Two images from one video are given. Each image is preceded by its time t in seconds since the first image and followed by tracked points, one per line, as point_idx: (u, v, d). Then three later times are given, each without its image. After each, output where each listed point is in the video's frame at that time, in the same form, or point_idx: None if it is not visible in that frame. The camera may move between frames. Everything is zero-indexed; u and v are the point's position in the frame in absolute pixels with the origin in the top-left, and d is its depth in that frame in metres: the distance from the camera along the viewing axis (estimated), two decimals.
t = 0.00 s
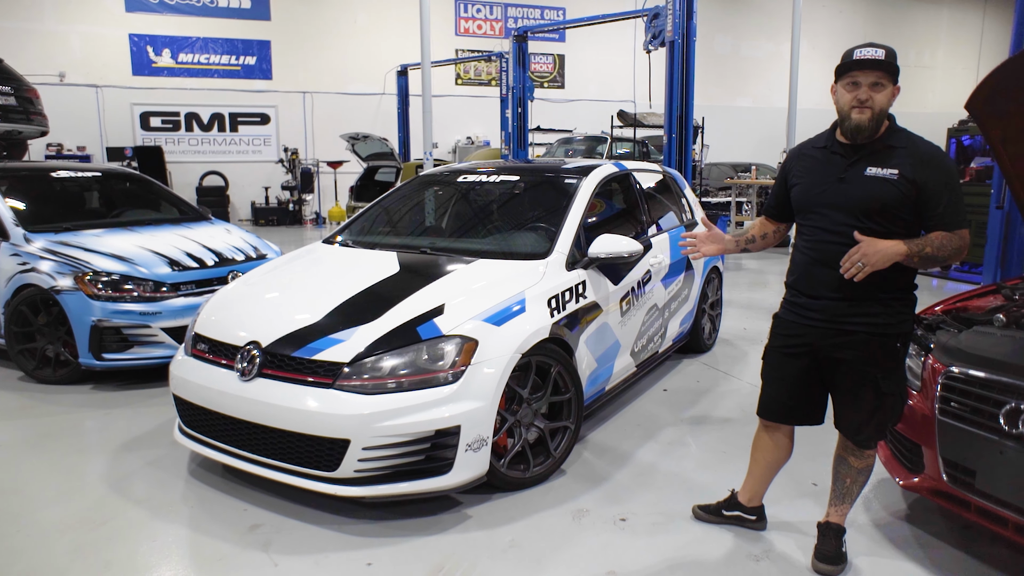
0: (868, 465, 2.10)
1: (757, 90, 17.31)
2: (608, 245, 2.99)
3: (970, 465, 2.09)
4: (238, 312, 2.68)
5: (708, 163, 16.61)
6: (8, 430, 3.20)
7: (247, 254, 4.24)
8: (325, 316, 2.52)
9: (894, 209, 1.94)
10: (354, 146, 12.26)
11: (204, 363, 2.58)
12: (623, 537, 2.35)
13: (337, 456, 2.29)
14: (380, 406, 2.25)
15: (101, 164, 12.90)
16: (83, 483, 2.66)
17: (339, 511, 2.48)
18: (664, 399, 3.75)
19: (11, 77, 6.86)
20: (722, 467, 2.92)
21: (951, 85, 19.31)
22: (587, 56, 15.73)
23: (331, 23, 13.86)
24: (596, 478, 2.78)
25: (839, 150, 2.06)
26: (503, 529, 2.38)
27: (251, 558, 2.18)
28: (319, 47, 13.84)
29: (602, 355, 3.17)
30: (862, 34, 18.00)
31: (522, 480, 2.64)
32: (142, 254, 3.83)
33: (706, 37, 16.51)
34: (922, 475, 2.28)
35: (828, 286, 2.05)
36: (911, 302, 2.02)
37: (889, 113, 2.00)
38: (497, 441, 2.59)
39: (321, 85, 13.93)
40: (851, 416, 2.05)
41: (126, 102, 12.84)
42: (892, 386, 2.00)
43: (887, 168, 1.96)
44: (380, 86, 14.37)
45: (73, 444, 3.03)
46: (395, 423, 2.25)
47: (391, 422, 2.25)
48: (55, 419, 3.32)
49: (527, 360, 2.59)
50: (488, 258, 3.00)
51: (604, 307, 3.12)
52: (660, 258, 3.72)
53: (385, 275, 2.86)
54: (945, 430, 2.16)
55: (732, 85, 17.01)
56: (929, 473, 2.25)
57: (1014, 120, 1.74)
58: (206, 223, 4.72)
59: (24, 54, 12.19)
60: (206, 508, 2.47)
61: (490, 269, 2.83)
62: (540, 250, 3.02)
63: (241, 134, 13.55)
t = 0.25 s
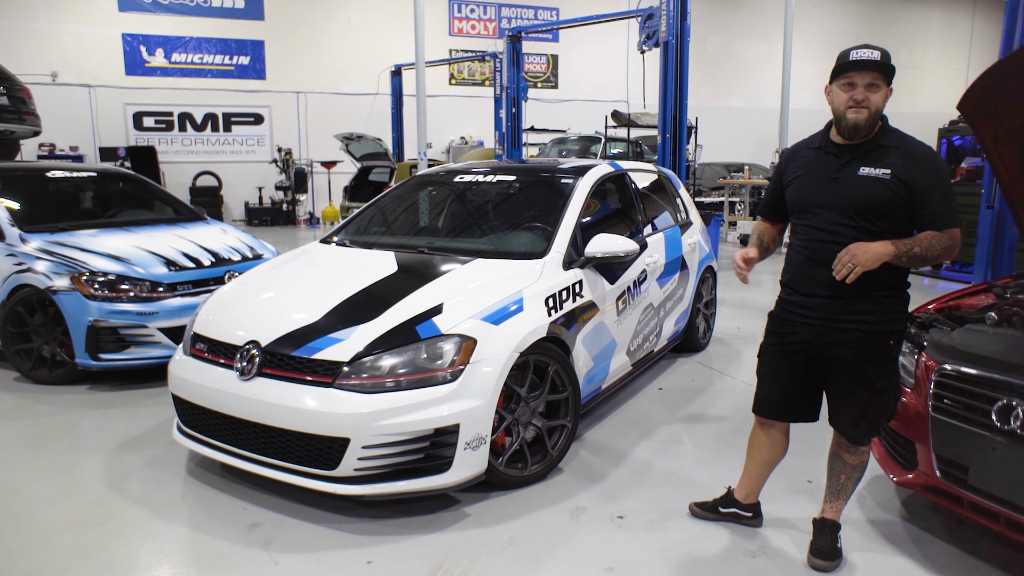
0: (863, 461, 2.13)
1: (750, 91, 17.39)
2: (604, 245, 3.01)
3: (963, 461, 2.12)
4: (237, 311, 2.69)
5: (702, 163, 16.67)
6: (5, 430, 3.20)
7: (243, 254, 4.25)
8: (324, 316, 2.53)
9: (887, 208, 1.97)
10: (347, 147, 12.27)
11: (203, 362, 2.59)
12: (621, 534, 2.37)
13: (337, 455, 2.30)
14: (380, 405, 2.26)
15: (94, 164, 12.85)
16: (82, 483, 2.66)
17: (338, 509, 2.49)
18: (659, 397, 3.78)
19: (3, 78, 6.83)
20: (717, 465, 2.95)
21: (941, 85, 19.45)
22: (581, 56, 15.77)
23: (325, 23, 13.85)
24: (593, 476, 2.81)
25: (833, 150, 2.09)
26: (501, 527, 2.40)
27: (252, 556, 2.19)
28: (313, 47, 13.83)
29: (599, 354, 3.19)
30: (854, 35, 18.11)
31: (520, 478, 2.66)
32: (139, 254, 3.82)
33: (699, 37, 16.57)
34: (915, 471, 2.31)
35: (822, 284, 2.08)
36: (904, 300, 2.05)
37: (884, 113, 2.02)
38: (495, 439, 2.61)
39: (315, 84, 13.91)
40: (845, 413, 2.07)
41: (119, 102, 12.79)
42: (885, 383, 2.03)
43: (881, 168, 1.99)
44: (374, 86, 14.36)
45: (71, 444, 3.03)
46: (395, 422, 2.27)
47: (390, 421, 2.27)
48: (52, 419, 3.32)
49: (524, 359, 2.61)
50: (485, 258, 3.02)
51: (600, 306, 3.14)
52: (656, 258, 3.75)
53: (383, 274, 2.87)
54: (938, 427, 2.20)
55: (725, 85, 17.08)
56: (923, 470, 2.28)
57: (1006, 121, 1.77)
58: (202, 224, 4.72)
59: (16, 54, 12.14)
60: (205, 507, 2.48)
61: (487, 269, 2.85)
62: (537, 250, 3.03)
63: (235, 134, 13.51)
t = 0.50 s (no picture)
0: (859, 458, 2.15)
1: (744, 91, 17.46)
2: (602, 245, 3.03)
3: (957, 458, 2.15)
4: (237, 311, 2.70)
5: (696, 164, 16.72)
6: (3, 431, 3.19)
7: (240, 254, 4.25)
8: (324, 316, 2.54)
9: (882, 208, 2.00)
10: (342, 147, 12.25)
11: (203, 362, 2.60)
12: (619, 531, 2.39)
13: (337, 454, 2.31)
14: (381, 404, 2.28)
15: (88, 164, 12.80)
16: (81, 483, 2.67)
17: (338, 508, 2.51)
18: (656, 396, 3.80)
19: None
20: (714, 463, 2.97)
21: (933, 86, 19.56)
22: (575, 56, 15.80)
23: (319, 24, 13.84)
24: (592, 475, 2.82)
25: (829, 150, 2.11)
26: (500, 525, 2.42)
27: (252, 555, 2.20)
28: (308, 47, 13.81)
29: (596, 354, 3.21)
30: (847, 35, 18.21)
31: (518, 477, 2.68)
32: (137, 254, 3.83)
33: (693, 38, 16.63)
34: (910, 469, 2.34)
35: (818, 284, 2.10)
36: (899, 299, 2.08)
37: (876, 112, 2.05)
38: (494, 438, 2.63)
39: (310, 84, 13.89)
40: (841, 411, 2.10)
41: (113, 102, 12.75)
42: (881, 381, 2.06)
43: (876, 168, 2.02)
44: (369, 86, 14.35)
45: (69, 445, 3.03)
46: (396, 420, 2.28)
47: (390, 420, 2.28)
48: (50, 419, 3.32)
49: (523, 358, 2.63)
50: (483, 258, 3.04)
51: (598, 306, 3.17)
52: (652, 258, 3.77)
53: (382, 275, 2.89)
54: (932, 425, 2.22)
55: (719, 86, 17.14)
56: (918, 467, 2.31)
57: (996, 120, 1.80)
58: (199, 224, 4.73)
59: (9, 53, 12.08)
60: (205, 506, 2.49)
61: (486, 269, 2.86)
62: (535, 249, 3.05)
63: (229, 134, 13.48)
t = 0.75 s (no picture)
0: (856, 456, 2.17)
1: (739, 91, 17.52)
2: (600, 245, 3.04)
3: (953, 455, 2.17)
4: (238, 312, 2.70)
5: (691, 164, 16.76)
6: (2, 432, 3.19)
7: (239, 254, 4.25)
8: (325, 317, 2.56)
9: (881, 209, 2.03)
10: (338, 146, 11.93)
11: (204, 362, 2.61)
12: (618, 529, 2.41)
13: (339, 453, 2.32)
14: (382, 403, 2.29)
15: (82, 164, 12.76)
16: (82, 483, 2.67)
17: (338, 507, 2.52)
18: (653, 395, 3.82)
19: None
20: (712, 461, 2.99)
21: (926, 86, 19.65)
22: (570, 56, 15.82)
23: (315, 24, 13.83)
24: (591, 473, 2.84)
25: (827, 154, 2.13)
26: (501, 523, 2.43)
27: (254, 553, 2.21)
28: (303, 48, 13.80)
29: (595, 353, 3.23)
30: (841, 36, 18.29)
31: (518, 476, 2.69)
32: (135, 255, 3.83)
33: (687, 38, 16.67)
34: (907, 466, 2.37)
35: (817, 283, 2.13)
36: (895, 298, 2.10)
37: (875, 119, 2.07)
38: (494, 437, 2.64)
39: (305, 85, 13.88)
40: (840, 410, 2.12)
41: (108, 102, 12.72)
42: (879, 379, 2.08)
43: (875, 170, 2.04)
44: (364, 87, 14.35)
45: (69, 445, 3.03)
46: (397, 419, 2.30)
47: (391, 419, 2.29)
48: (49, 420, 3.32)
49: (524, 357, 2.65)
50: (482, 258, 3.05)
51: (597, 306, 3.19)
52: (649, 258, 3.79)
53: (382, 275, 2.90)
54: (928, 422, 2.25)
55: (714, 86, 17.20)
56: (914, 464, 2.33)
57: (992, 123, 1.83)
58: (197, 224, 4.73)
59: (3, 54, 12.03)
60: (206, 506, 2.50)
61: (485, 269, 2.88)
62: (534, 250, 3.07)
63: (224, 134, 13.46)
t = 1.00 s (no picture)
0: (855, 454, 2.19)
1: (734, 92, 17.57)
2: (600, 245, 3.06)
3: (950, 453, 2.19)
4: (239, 312, 2.71)
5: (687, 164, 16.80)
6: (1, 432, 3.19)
7: (238, 254, 4.26)
8: (326, 317, 2.56)
9: (879, 209, 2.05)
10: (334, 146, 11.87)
11: (205, 362, 2.61)
12: (619, 527, 2.43)
13: (340, 452, 2.33)
14: (384, 403, 2.30)
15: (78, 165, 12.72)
16: (82, 484, 2.67)
17: (339, 506, 2.53)
18: (652, 394, 3.84)
19: None
20: (711, 460, 3.01)
21: (921, 86, 19.72)
22: (566, 57, 15.85)
23: (312, 24, 13.83)
24: (590, 472, 2.86)
25: (827, 154, 2.15)
26: (502, 522, 2.44)
27: (256, 552, 2.22)
28: (299, 48, 13.78)
29: (594, 353, 3.24)
30: (836, 37, 18.36)
31: (518, 475, 2.71)
32: (134, 255, 3.83)
33: (683, 39, 16.71)
34: (904, 464, 2.39)
35: (816, 283, 2.14)
36: (894, 297, 2.12)
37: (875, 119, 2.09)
38: (494, 436, 2.65)
39: (302, 85, 13.87)
40: (839, 408, 2.14)
41: (105, 103, 12.70)
42: (878, 378, 2.10)
43: (874, 170, 2.06)
44: (361, 87, 14.35)
45: (69, 445, 3.03)
46: (398, 419, 2.31)
47: (393, 419, 2.30)
48: (49, 420, 3.32)
49: (524, 357, 2.66)
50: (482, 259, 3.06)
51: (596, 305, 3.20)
52: (647, 258, 3.81)
53: (383, 275, 2.91)
54: (926, 420, 2.27)
55: (709, 87, 17.25)
56: (912, 462, 2.35)
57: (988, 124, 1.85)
58: (195, 224, 4.73)
59: None
60: (208, 505, 2.51)
61: (486, 269, 2.89)
62: (534, 250, 3.08)
63: (220, 134, 13.44)
